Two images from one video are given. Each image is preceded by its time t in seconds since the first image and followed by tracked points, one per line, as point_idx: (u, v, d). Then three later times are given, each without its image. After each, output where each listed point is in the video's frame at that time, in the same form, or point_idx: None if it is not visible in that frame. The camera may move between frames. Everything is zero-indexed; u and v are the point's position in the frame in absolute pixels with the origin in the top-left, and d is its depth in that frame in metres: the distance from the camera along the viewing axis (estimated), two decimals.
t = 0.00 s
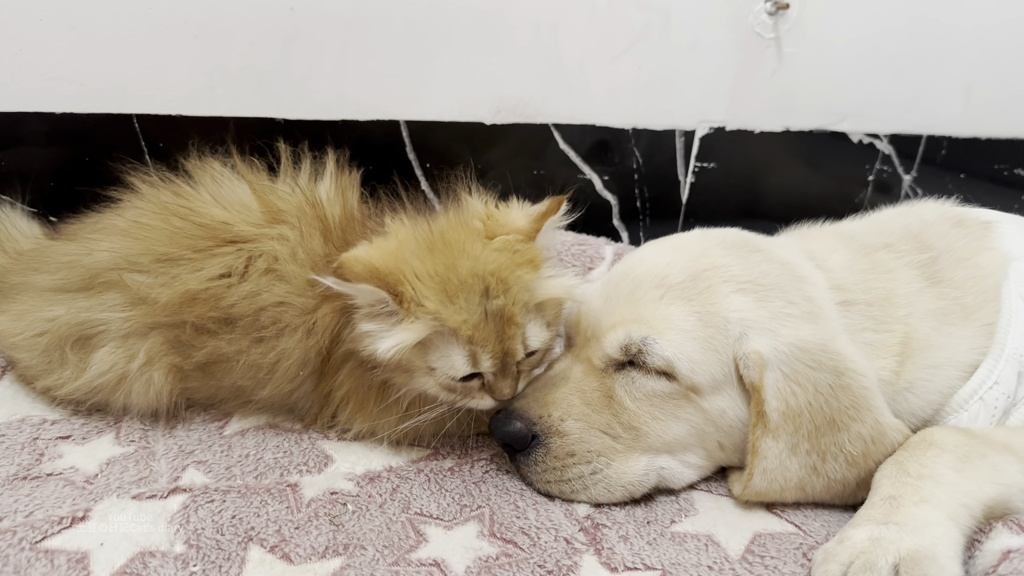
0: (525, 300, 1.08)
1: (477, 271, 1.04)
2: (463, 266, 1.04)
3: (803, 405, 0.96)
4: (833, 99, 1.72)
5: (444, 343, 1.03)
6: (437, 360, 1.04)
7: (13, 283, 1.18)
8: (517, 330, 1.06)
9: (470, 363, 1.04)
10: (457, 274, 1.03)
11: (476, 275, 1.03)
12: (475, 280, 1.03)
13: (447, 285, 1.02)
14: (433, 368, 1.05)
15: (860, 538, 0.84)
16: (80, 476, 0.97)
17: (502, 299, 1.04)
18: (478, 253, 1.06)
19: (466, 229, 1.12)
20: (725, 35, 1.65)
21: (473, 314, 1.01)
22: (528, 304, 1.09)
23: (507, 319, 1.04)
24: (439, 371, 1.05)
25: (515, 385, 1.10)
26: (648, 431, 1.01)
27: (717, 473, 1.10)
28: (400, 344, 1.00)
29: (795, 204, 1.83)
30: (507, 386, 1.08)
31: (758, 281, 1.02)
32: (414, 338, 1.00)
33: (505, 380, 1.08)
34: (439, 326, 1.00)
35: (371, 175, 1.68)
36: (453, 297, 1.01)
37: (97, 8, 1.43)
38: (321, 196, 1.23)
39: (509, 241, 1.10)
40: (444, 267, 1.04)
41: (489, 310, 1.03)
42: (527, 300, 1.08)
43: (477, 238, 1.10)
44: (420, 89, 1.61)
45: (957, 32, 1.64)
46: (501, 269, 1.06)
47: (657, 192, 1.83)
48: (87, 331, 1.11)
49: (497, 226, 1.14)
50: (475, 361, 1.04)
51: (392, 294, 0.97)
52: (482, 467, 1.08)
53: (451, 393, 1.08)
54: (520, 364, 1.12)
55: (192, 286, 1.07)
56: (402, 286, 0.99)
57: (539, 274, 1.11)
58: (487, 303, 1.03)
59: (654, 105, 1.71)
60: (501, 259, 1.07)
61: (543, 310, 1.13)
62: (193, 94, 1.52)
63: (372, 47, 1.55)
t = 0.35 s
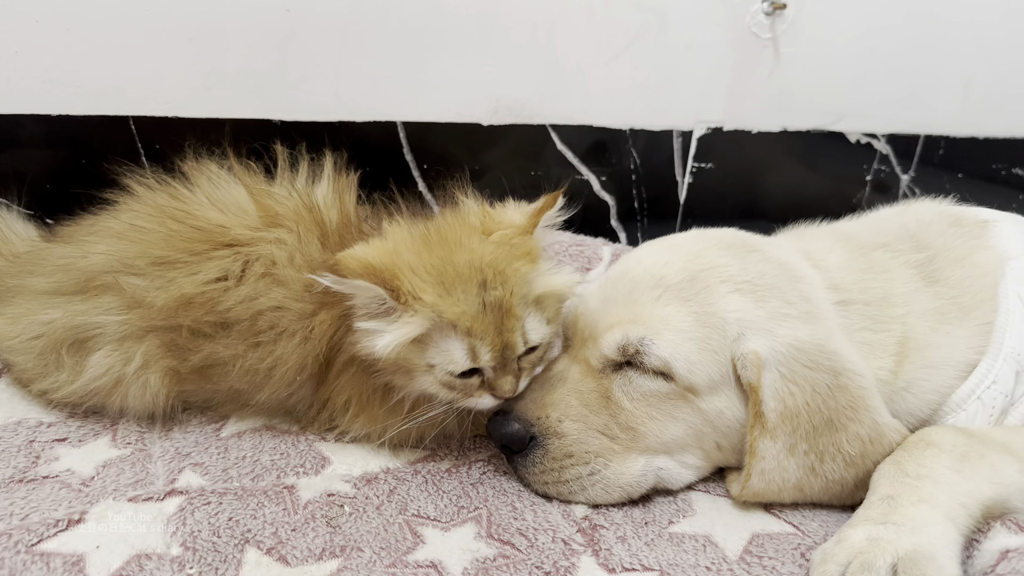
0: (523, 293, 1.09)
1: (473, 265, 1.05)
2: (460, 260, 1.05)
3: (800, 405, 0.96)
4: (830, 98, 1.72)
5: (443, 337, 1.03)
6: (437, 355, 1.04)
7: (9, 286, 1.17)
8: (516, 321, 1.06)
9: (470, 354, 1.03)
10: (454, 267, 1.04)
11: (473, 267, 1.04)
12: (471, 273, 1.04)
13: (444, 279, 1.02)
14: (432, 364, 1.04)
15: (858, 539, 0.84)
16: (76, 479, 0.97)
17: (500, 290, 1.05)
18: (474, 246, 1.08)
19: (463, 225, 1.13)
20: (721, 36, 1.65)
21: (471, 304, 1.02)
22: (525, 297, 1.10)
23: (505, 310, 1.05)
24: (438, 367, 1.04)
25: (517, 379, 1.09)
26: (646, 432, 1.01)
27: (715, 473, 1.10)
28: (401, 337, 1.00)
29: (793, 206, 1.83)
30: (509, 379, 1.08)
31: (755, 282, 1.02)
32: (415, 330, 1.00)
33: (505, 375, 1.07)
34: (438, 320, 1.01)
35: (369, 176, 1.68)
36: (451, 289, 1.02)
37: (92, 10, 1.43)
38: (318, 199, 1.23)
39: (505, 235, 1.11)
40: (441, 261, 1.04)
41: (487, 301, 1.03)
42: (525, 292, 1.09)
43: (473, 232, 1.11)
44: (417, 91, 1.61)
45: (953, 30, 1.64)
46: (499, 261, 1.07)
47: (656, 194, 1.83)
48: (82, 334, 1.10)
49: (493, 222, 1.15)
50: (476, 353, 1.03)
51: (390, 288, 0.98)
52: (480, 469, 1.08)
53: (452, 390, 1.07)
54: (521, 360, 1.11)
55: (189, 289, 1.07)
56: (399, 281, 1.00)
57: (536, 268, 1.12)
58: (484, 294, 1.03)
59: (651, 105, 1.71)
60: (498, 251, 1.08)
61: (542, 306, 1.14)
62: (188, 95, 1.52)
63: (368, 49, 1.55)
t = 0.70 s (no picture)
0: (505, 318, 1.05)
1: (458, 284, 1.03)
2: (444, 279, 1.03)
3: (803, 408, 0.95)
4: (829, 100, 1.73)
5: (422, 354, 1.02)
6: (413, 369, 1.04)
7: (7, 292, 1.17)
8: (494, 347, 1.03)
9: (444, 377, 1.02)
10: (438, 286, 1.02)
11: (456, 288, 1.02)
12: (454, 293, 1.02)
13: (428, 295, 1.01)
14: (409, 377, 1.04)
15: (863, 541, 0.83)
16: (74, 485, 0.96)
17: (480, 316, 1.02)
18: (461, 267, 1.05)
19: (455, 243, 1.11)
20: (720, 39, 1.66)
21: (450, 327, 1.00)
22: (511, 321, 1.06)
23: (483, 336, 1.02)
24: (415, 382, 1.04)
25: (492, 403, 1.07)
26: (648, 435, 1.00)
27: (717, 477, 1.09)
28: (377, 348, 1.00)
29: (791, 211, 1.83)
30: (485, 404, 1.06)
31: (756, 283, 1.02)
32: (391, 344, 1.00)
33: (480, 398, 1.06)
34: (416, 337, 1.00)
35: (367, 181, 1.68)
36: (432, 308, 1.00)
37: (90, 16, 1.43)
38: (319, 203, 1.22)
39: (495, 256, 1.08)
40: (426, 279, 1.03)
41: (465, 326, 1.01)
42: (508, 318, 1.05)
43: (463, 252, 1.09)
44: (416, 96, 1.61)
45: (951, 32, 1.65)
46: (483, 285, 1.04)
47: (656, 198, 1.83)
48: (81, 339, 1.10)
49: (487, 240, 1.13)
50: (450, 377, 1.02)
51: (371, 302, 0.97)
52: (481, 473, 1.07)
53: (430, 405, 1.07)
54: (498, 384, 1.09)
55: (189, 293, 1.07)
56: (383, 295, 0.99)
57: (524, 293, 1.08)
58: (464, 318, 1.01)
59: (649, 108, 1.71)
60: (483, 274, 1.05)
61: (527, 332, 1.10)
62: (186, 100, 1.52)
63: (367, 54, 1.55)
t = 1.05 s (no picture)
0: (503, 290, 1.04)
1: (458, 252, 1.02)
2: (444, 245, 1.02)
3: (805, 394, 0.93)
4: (825, 100, 1.69)
5: (417, 324, 1.00)
6: (407, 340, 1.01)
7: None
8: (490, 318, 1.02)
9: (440, 347, 1.00)
10: (438, 251, 1.01)
11: (456, 254, 1.01)
12: (454, 259, 1.01)
13: (428, 261, 1.00)
14: (402, 349, 1.01)
15: (868, 527, 0.81)
16: (57, 477, 0.94)
17: (478, 283, 1.01)
18: (461, 237, 1.05)
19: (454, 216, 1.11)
20: (716, 36, 1.64)
21: (448, 293, 0.98)
22: (508, 293, 1.05)
23: (481, 305, 1.01)
24: (407, 355, 1.01)
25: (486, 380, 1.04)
26: (646, 423, 0.98)
27: (717, 467, 1.07)
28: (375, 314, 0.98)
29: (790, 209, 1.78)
30: (480, 380, 1.03)
31: (755, 268, 1.00)
32: (390, 311, 0.98)
33: (474, 374, 1.03)
34: (414, 304, 0.98)
35: (360, 175, 1.66)
36: (432, 273, 0.99)
37: (78, 8, 1.42)
38: (309, 192, 1.20)
39: (494, 228, 1.08)
40: (426, 245, 1.02)
41: (464, 292, 0.99)
42: (506, 290, 1.04)
43: (463, 224, 1.08)
44: (409, 90, 1.60)
45: (946, 30, 1.60)
46: (481, 255, 1.03)
47: (653, 196, 1.81)
48: (66, 330, 1.07)
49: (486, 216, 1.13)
50: (447, 347, 1.00)
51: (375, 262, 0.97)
52: (475, 464, 1.04)
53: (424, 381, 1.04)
54: (493, 363, 1.07)
55: (177, 282, 1.04)
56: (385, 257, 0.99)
57: (521, 267, 1.08)
58: (463, 285, 1.00)
59: (645, 104, 1.70)
60: (483, 244, 1.05)
61: (525, 308, 1.09)
62: (176, 93, 1.51)
63: (359, 46, 1.54)
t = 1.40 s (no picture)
0: (489, 221, 1.09)
1: (443, 189, 1.09)
2: (431, 186, 1.10)
3: (806, 386, 0.91)
4: (819, 105, 1.68)
5: (403, 248, 1.03)
6: (394, 270, 1.03)
7: None
8: (476, 239, 1.06)
9: (428, 267, 1.03)
10: (426, 190, 1.09)
11: (441, 191, 1.09)
12: (440, 194, 1.08)
13: (417, 197, 1.07)
14: (388, 281, 1.03)
15: (873, 519, 0.79)
16: (41, 474, 0.91)
17: (463, 207, 1.07)
18: (448, 176, 1.14)
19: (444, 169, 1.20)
20: (711, 39, 1.64)
21: (434, 212, 1.05)
22: (493, 224, 1.10)
23: (466, 226, 1.06)
24: (393, 286, 1.03)
25: (474, 311, 1.06)
26: (644, 417, 0.96)
27: (718, 464, 1.05)
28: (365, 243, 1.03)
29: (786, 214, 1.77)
30: (469, 311, 1.05)
31: (753, 260, 0.99)
32: (378, 238, 1.03)
33: (462, 300, 1.05)
34: (403, 226, 1.03)
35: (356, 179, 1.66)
36: (421, 206, 1.05)
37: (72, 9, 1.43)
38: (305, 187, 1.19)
39: (473, 175, 1.17)
40: (415, 181, 1.11)
41: (450, 213, 1.06)
42: (492, 220, 1.10)
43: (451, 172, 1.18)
44: (403, 92, 1.60)
45: (940, 35, 1.60)
46: (465, 189, 1.12)
47: (650, 204, 1.79)
48: (53, 327, 1.06)
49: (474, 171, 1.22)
50: (434, 267, 1.03)
51: (368, 193, 1.03)
52: (470, 461, 1.02)
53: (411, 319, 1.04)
54: (482, 298, 1.09)
55: (170, 277, 1.03)
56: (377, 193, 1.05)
57: (508, 207, 1.14)
58: (449, 207, 1.06)
59: (640, 108, 1.70)
60: (468, 181, 1.14)
61: (514, 251, 1.13)
62: (168, 94, 1.52)
63: (353, 47, 1.54)
